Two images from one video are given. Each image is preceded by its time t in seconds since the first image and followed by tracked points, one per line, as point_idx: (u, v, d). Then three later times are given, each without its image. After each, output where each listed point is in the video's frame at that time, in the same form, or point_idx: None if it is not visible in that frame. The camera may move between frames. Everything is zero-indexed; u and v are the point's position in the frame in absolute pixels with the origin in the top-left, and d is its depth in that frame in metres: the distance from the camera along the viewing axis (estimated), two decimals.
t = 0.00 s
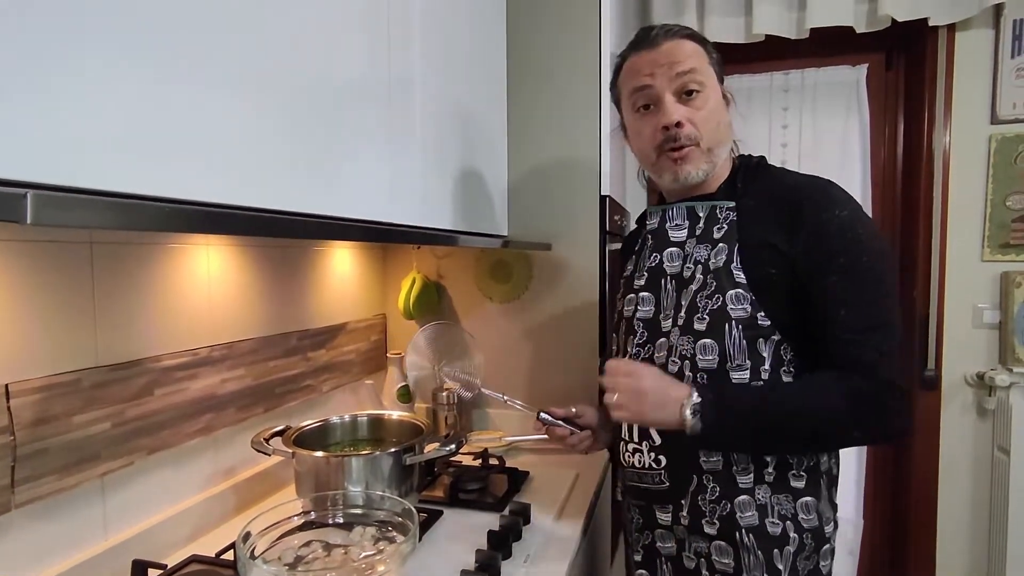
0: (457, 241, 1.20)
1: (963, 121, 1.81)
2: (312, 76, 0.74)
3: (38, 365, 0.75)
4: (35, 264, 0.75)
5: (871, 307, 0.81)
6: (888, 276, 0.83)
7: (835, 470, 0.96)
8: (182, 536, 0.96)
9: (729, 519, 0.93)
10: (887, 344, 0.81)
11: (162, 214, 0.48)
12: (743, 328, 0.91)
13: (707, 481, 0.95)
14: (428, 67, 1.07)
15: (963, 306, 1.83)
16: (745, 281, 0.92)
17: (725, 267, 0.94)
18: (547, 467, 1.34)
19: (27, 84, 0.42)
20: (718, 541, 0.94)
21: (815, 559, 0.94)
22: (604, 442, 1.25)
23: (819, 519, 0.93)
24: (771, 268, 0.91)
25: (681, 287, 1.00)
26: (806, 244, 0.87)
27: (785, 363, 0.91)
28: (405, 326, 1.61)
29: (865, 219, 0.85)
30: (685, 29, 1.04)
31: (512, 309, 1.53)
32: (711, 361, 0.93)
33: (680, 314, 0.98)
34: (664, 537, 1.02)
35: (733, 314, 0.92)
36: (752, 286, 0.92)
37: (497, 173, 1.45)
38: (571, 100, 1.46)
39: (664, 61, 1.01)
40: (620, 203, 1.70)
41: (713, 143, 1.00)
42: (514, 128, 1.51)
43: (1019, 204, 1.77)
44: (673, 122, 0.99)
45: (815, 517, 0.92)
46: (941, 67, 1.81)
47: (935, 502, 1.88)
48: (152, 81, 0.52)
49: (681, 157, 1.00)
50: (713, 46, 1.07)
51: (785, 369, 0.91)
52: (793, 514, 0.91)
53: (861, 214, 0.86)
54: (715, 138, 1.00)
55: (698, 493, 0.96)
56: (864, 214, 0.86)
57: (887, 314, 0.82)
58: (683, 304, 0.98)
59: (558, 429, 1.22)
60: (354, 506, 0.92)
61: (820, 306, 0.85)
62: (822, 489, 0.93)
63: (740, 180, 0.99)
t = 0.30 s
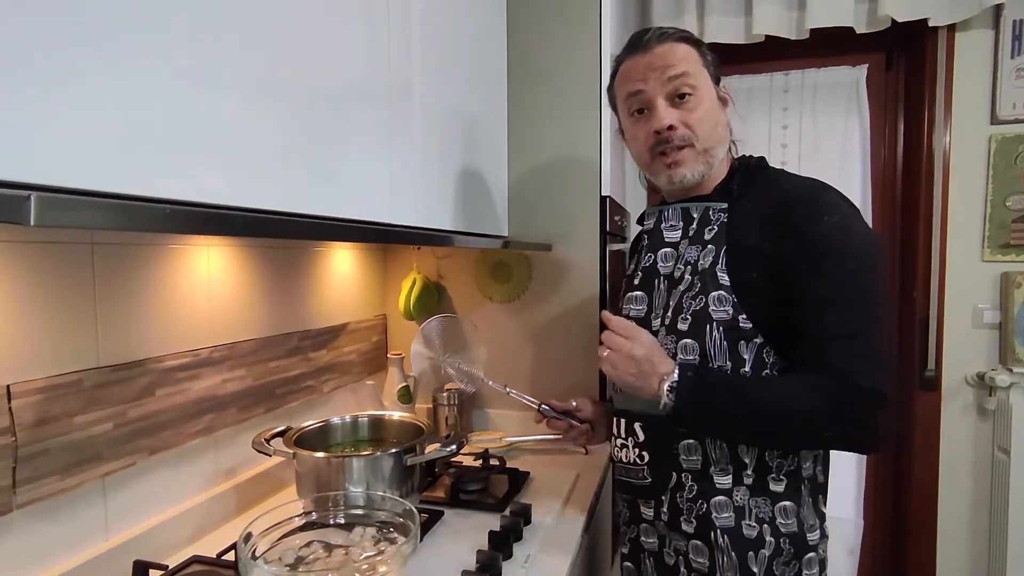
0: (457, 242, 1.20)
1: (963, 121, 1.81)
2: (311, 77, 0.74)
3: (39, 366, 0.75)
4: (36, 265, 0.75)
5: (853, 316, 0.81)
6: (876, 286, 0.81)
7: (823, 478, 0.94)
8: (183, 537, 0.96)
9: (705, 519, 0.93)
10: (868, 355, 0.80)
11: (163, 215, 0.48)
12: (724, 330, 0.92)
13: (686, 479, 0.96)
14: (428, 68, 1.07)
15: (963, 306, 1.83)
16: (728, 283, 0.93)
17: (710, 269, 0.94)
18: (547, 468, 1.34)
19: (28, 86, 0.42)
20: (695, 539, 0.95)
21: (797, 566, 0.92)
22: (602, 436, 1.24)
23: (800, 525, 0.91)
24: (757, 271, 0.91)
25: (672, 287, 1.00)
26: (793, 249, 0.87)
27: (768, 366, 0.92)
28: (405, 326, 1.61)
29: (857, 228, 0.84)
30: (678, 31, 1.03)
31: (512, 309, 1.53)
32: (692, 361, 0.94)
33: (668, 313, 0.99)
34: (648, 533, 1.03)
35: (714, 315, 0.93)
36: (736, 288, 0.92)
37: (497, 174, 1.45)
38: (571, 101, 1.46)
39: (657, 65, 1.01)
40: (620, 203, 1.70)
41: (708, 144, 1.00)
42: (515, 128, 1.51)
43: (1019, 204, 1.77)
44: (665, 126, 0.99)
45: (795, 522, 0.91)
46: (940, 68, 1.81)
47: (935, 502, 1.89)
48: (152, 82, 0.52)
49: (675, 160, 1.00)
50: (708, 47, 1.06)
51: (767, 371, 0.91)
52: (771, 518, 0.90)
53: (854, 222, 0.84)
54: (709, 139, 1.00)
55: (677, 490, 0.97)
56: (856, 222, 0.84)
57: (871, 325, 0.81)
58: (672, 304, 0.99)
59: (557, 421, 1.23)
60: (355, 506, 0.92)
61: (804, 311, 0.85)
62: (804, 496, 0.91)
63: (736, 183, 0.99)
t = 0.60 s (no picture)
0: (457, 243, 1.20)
1: (962, 122, 1.81)
2: (311, 78, 0.74)
3: (39, 367, 0.75)
4: (35, 265, 0.75)
5: (843, 313, 0.80)
6: (864, 281, 0.81)
7: (815, 479, 0.94)
8: (182, 538, 0.96)
9: (695, 519, 0.94)
10: (861, 351, 0.80)
11: (161, 216, 0.48)
12: (713, 329, 0.92)
13: (676, 479, 0.96)
14: (428, 69, 1.07)
15: (963, 306, 1.84)
16: (717, 283, 0.93)
17: (698, 268, 0.95)
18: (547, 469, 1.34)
19: (29, 87, 0.42)
20: (685, 539, 0.95)
21: (786, 567, 0.92)
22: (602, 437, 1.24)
23: (790, 527, 0.91)
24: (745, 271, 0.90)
25: (664, 288, 1.01)
26: (780, 249, 0.86)
27: (759, 367, 0.91)
28: (405, 327, 1.61)
29: (843, 223, 0.83)
30: (667, 35, 1.04)
31: (512, 309, 1.53)
32: (682, 361, 0.94)
33: (660, 314, 1.00)
34: (640, 533, 1.03)
35: (704, 315, 0.93)
36: (724, 289, 0.92)
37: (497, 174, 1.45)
38: (571, 101, 1.47)
39: (645, 68, 1.02)
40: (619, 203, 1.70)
41: (695, 143, 1.00)
42: (515, 129, 1.51)
43: (1018, 204, 1.77)
44: (652, 126, 1.00)
45: (785, 524, 0.91)
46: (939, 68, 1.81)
47: (935, 502, 1.89)
48: (150, 84, 0.52)
49: (663, 159, 1.00)
50: (697, 50, 1.06)
51: (758, 371, 0.91)
52: (760, 520, 0.90)
53: (839, 218, 0.84)
54: (696, 139, 1.00)
55: (668, 491, 0.97)
56: (842, 218, 0.84)
57: (862, 320, 0.80)
58: (663, 305, 1.00)
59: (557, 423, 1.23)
60: (354, 508, 0.92)
61: (794, 311, 0.84)
62: (794, 497, 0.91)
63: (725, 182, 0.99)
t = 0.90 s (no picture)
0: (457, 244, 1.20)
1: (962, 122, 1.81)
2: (311, 78, 0.74)
3: (38, 368, 0.75)
4: (34, 266, 0.75)
5: (849, 306, 0.81)
6: (869, 275, 0.82)
7: (822, 472, 0.96)
8: (182, 539, 0.96)
9: (712, 521, 0.93)
10: (868, 343, 0.80)
11: (161, 218, 0.48)
12: (725, 325, 0.92)
13: (690, 480, 0.96)
14: (427, 69, 1.07)
15: (963, 306, 1.84)
16: (728, 279, 0.93)
17: (708, 265, 0.94)
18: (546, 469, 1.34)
19: (29, 87, 0.43)
20: (700, 541, 0.95)
21: (799, 562, 0.93)
22: (600, 440, 1.24)
23: (803, 522, 0.92)
24: (751, 266, 0.91)
25: (669, 286, 1.00)
26: (785, 243, 0.87)
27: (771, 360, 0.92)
28: (404, 328, 1.61)
29: (847, 218, 0.84)
30: (668, 36, 1.04)
31: (512, 310, 1.53)
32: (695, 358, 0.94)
33: (666, 312, 0.99)
34: (650, 535, 1.02)
35: (715, 311, 0.93)
36: (734, 285, 0.92)
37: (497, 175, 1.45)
38: (571, 102, 1.47)
39: (647, 72, 1.02)
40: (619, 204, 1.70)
41: (701, 146, 1.00)
42: (515, 129, 1.51)
43: (1018, 204, 1.77)
44: (657, 131, 1.00)
45: (798, 519, 0.92)
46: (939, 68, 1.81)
47: (935, 501, 1.89)
48: (150, 85, 0.52)
49: (669, 163, 1.00)
50: (697, 51, 1.06)
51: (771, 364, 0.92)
52: (777, 517, 0.91)
53: (843, 212, 0.85)
54: (702, 142, 1.00)
55: (681, 492, 0.97)
56: (845, 212, 0.85)
57: (869, 313, 0.81)
58: (669, 303, 0.99)
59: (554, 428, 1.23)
60: (353, 508, 0.92)
61: (799, 305, 0.85)
62: (806, 491, 0.93)
63: (729, 178, 0.99)
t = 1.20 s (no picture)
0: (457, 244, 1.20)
1: (962, 121, 1.81)
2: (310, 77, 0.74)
3: (38, 368, 0.75)
4: (33, 265, 0.75)
5: (847, 309, 0.81)
6: (870, 279, 0.82)
7: (827, 468, 0.96)
8: (182, 539, 0.96)
9: (714, 514, 0.93)
10: (859, 348, 0.81)
11: (160, 215, 0.48)
12: (730, 324, 0.92)
13: (693, 474, 0.95)
14: (428, 69, 1.07)
15: (964, 306, 1.83)
16: (732, 277, 0.92)
17: (712, 262, 0.94)
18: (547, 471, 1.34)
19: (28, 86, 0.42)
20: (703, 534, 0.94)
21: (807, 558, 0.92)
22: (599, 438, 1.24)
23: (809, 517, 0.92)
24: (755, 262, 0.91)
25: (672, 282, 1.00)
26: (788, 241, 0.87)
27: (775, 359, 0.91)
28: (405, 327, 1.61)
29: (852, 220, 0.84)
30: (687, 30, 1.01)
31: (512, 310, 1.52)
32: (698, 356, 0.93)
33: (670, 308, 0.98)
34: (651, 531, 1.02)
35: (720, 310, 0.92)
36: (739, 283, 0.92)
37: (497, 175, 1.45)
38: (571, 101, 1.46)
39: (661, 67, 1.00)
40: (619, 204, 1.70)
41: (709, 147, 0.99)
42: (514, 129, 1.51)
43: (1018, 204, 1.77)
44: (666, 128, 0.99)
45: (804, 514, 0.91)
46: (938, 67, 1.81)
47: (936, 501, 1.88)
48: (149, 83, 0.52)
49: (674, 162, 1.00)
50: (716, 48, 1.04)
51: (775, 364, 0.91)
52: (781, 511, 0.91)
53: (848, 214, 0.84)
54: (710, 143, 0.99)
55: (685, 487, 0.96)
56: (850, 214, 0.85)
57: (864, 319, 0.81)
58: (672, 301, 0.98)
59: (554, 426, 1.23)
60: (353, 508, 0.92)
61: (798, 303, 0.85)
62: (812, 485, 0.92)
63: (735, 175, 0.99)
